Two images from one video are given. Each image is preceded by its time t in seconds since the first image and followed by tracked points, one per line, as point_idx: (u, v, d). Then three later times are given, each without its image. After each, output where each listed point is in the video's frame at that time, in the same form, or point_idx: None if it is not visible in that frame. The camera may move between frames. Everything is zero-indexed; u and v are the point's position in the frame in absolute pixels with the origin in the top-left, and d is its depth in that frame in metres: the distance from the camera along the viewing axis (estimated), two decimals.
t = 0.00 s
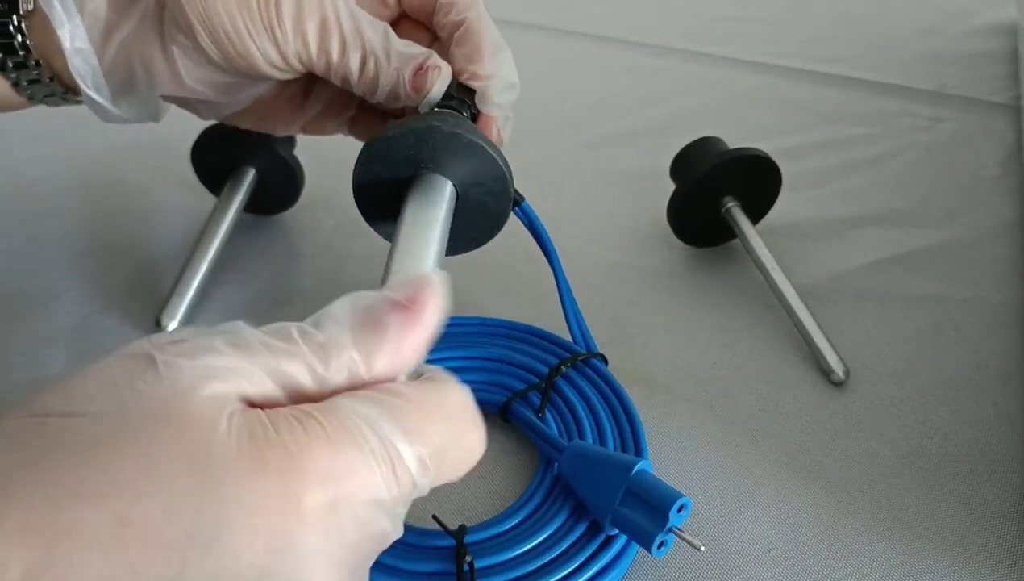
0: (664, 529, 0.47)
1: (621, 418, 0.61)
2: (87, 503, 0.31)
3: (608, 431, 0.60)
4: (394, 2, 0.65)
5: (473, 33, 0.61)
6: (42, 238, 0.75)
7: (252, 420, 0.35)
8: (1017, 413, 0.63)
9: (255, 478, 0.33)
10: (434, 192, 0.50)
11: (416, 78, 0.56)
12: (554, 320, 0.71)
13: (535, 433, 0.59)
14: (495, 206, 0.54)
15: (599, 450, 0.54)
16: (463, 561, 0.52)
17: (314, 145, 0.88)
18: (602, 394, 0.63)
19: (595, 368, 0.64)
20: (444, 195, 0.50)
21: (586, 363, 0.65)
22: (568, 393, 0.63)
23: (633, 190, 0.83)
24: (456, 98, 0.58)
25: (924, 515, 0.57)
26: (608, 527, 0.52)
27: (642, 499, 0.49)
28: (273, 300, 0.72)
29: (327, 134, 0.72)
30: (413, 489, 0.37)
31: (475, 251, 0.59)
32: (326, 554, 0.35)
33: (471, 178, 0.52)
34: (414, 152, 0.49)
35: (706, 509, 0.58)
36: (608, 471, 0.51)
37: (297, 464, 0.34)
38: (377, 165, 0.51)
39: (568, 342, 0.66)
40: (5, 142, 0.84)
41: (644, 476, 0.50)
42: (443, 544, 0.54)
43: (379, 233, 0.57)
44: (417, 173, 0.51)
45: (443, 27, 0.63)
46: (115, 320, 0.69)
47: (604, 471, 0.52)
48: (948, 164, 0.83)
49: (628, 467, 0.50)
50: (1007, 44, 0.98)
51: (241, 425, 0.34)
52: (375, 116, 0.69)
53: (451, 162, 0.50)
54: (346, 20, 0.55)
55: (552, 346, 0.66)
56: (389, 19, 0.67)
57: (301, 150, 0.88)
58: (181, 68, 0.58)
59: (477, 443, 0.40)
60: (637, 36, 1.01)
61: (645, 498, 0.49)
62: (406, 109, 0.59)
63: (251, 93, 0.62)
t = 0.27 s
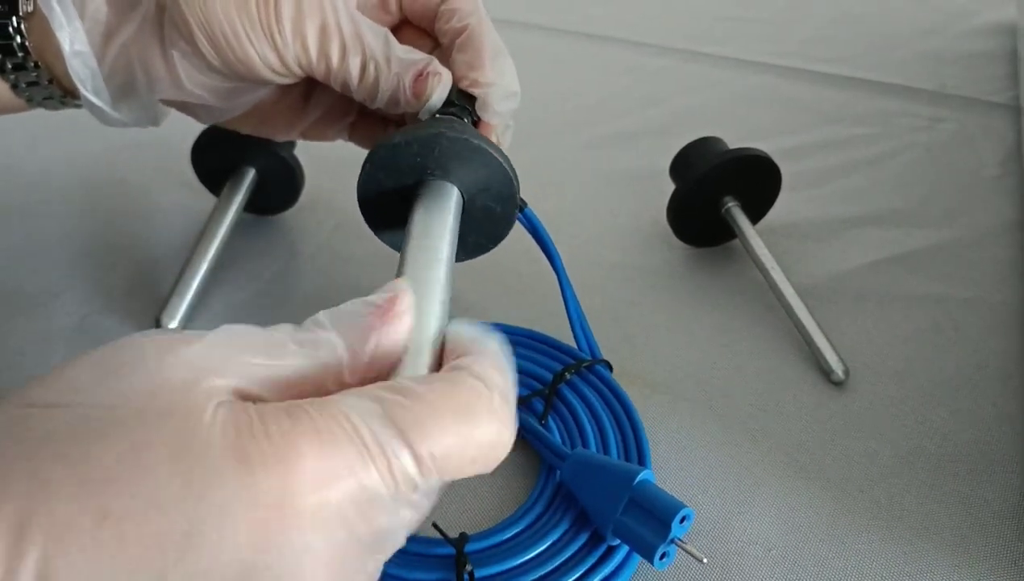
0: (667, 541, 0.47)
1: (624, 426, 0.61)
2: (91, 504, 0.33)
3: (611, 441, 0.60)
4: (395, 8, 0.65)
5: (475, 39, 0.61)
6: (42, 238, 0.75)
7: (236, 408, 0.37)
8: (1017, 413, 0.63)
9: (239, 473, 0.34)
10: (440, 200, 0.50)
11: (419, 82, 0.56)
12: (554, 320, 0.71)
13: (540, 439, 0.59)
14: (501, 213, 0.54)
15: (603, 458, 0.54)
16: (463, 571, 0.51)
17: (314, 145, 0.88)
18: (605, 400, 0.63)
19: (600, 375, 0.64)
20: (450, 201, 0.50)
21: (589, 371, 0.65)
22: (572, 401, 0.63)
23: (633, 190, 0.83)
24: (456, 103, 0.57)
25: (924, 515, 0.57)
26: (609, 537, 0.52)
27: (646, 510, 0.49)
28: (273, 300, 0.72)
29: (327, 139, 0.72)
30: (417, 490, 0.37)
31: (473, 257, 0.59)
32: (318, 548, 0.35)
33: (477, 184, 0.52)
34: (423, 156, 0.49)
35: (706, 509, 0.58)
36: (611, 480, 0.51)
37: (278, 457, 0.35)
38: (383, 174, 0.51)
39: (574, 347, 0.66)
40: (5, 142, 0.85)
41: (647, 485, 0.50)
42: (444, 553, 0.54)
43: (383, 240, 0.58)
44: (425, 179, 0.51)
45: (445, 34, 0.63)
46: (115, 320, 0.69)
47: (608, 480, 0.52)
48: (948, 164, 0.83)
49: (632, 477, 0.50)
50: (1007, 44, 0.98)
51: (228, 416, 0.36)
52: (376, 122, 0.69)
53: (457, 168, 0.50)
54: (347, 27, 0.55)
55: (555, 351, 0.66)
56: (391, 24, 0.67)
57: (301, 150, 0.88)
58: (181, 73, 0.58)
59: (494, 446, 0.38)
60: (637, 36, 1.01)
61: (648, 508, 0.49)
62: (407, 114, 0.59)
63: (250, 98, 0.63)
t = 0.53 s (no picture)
0: (667, 537, 0.47)
1: (621, 424, 0.60)
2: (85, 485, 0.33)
3: (608, 438, 0.60)
4: (395, 9, 0.65)
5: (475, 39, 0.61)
6: (43, 237, 0.75)
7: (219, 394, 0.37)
8: (1017, 413, 0.63)
9: (228, 455, 0.35)
10: (433, 205, 0.50)
11: (413, 85, 0.56)
12: (554, 320, 0.71)
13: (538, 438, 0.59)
14: (497, 218, 0.55)
15: (601, 455, 0.54)
16: (464, 571, 0.51)
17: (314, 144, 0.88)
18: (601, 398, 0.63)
19: (596, 374, 0.64)
20: (444, 205, 0.50)
21: (586, 369, 0.64)
22: (567, 397, 0.63)
23: (633, 190, 0.83)
24: (454, 103, 0.58)
25: (924, 516, 0.57)
26: (609, 534, 0.52)
27: (645, 506, 0.49)
28: (273, 300, 0.72)
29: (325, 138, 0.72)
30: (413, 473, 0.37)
31: (471, 256, 0.60)
32: (310, 538, 0.36)
33: (472, 184, 0.52)
34: (417, 162, 0.49)
35: (706, 508, 0.58)
36: (611, 477, 0.51)
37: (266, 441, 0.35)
38: (380, 177, 0.51)
39: (569, 348, 0.66)
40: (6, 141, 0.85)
41: (647, 482, 0.49)
42: (443, 553, 0.54)
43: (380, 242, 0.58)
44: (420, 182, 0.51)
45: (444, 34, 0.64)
46: (115, 320, 0.69)
47: (607, 476, 0.51)
48: (948, 164, 0.83)
49: (631, 473, 0.50)
50: (1006, 44, 0.98)
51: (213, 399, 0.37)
52: (375, 120, 0.69)
53: (452, 172, 0.50)
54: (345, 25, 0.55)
55: (548, 350, 0.66)
56: (391, 25, 0.66)
57: (301, 150, 0.88)
58: (180, 70, 0.58)
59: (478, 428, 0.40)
60: (637, 37, 1.01)
61: (647, 504, 0.49)
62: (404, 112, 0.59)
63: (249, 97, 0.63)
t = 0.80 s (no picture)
0: (666, 538, 0.47)
1: (605, 422, 0.61)
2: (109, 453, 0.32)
3: (596, 439, 0.60)
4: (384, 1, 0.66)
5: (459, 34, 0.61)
6: (43, 237, 0.75)
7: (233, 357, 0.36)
8: (1017, 413, 0.63)
9: (239, 412, 0.33)
10: (428, 203, 0.50)
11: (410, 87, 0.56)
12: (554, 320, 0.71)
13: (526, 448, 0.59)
14: (490, 221, 0.55)
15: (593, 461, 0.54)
16: None
17: (314, 144, 0.88)
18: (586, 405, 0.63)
19: (579, 381, 0.64)
20: (440, 203, 0.51)
21: (569, 376, 0.65)
22: (554, 406, 0.63)
23: (633, 190, 0.83)
24: (455, 102, 0.58)
25: (924, 515, 0.57)
26: (607, 539, 0.52)
27: (643, 509, 0.49)
28: (273, 300, 0.72)
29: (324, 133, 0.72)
30: (414, 443, 0.38)
31: (461, 257, 0.60)
32: (313, 504, 0.34)
33: (466, 184, 0.52)
34: (414, 155, 0.49)
35: (706, 510, 0.58)
36: (605, 481, 0.51)
37: (278, 400, 0.34)
38: (377, 166, 0.51)
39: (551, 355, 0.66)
40: (6, 141, 0.85)
41: (643, 485, 0.50)
42: (442, 566, 0.54)
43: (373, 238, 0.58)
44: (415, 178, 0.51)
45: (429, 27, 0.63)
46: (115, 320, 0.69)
47: (601, 482, 0.52)
48: (948, 164, 0.83)
49: (626, 477, 0.50)
50: (1006, 45, 0.98)
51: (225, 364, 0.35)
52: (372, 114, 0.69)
53: (448, 169, 0.50)
54: (335, 27, 0.55)
55: (531, 360, 0.66)
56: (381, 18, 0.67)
57: (301, 149, 0.88)
58: (176, 71, 0.57)
59: (475, 408, 0.41)
60: (637, 37, 1.01)
61: (645, 507, 0.49)
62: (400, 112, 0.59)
63: (243, 96, 0.63)
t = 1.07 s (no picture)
0: (666, 536, 0.47)
1: (603, 423, 0.61)
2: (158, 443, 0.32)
3: (595, 438, 0.60)
4: None
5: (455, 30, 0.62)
6: (43, 238, 0.75)
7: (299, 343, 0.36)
8: (1017, 413, 0.63)
9: (305, 402, 0.33)
10: (446, 190, 0.51)
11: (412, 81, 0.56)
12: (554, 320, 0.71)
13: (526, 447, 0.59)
14: (500, 215, 0.56)
15: (592, 460, 0.54)
16: None
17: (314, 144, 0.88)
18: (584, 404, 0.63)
19: (577, 380, 0.64)
20: (456, 191, 0.51)
21: (565, 376, 0.64)
22: (552, 406, 0.63)
23: (633, 190, 0.83)
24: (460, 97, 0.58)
25: (925, 515, 0.57)
26: (607, 538, 0.52)
27: (642, 507, 0.49)
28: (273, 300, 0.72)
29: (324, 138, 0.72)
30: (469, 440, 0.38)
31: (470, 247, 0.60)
32: (374, 494, 0.34)
33: (480, 174, 0.52)
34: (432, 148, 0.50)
35: (706, 509, 0.58)
36: (604, 480, 0.51)
37: (346, 390, 0.34)
38: (390, 157, 0.51)
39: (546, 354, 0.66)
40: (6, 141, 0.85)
41: (641, 483, 0.50)
42: (442, 566, 0.54)
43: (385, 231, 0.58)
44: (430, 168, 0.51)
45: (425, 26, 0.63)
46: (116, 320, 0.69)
47: (600, 481, 0.52)
48: (948, 164, 0.83)
49: (624, 476, 0.50)
50: (1006, 44, 0.98)
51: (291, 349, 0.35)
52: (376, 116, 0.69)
53: (463, 160, 0.51)
54: (335, 29, 0.55)
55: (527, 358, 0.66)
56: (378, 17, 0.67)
57: (301, 149, 0.88)
58: (173, 82, 0.57)
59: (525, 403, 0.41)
60: (637, 36, 1.01)
61: (644, 505, 0.49)
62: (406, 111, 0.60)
63: (247, 99, 0.63)
